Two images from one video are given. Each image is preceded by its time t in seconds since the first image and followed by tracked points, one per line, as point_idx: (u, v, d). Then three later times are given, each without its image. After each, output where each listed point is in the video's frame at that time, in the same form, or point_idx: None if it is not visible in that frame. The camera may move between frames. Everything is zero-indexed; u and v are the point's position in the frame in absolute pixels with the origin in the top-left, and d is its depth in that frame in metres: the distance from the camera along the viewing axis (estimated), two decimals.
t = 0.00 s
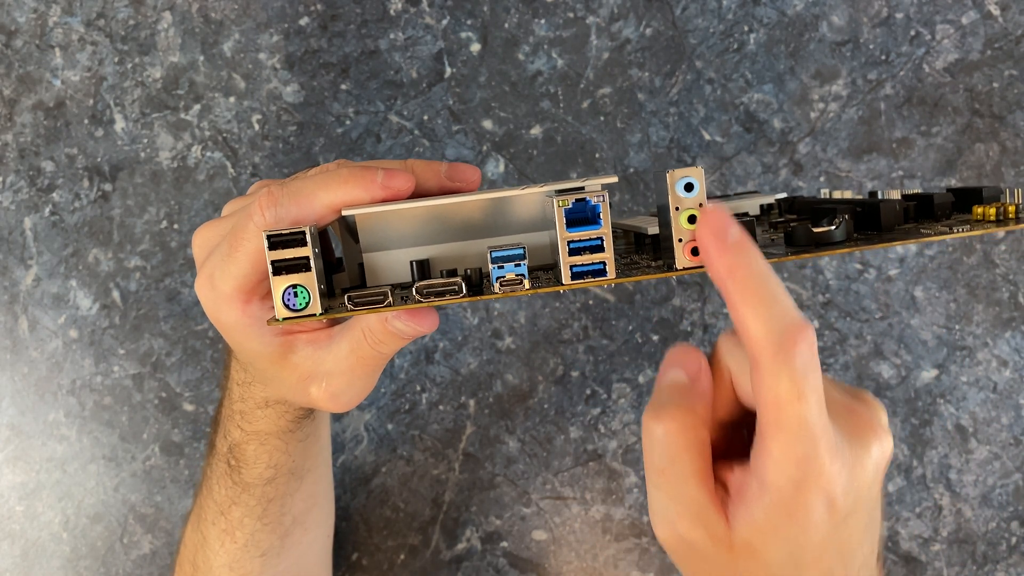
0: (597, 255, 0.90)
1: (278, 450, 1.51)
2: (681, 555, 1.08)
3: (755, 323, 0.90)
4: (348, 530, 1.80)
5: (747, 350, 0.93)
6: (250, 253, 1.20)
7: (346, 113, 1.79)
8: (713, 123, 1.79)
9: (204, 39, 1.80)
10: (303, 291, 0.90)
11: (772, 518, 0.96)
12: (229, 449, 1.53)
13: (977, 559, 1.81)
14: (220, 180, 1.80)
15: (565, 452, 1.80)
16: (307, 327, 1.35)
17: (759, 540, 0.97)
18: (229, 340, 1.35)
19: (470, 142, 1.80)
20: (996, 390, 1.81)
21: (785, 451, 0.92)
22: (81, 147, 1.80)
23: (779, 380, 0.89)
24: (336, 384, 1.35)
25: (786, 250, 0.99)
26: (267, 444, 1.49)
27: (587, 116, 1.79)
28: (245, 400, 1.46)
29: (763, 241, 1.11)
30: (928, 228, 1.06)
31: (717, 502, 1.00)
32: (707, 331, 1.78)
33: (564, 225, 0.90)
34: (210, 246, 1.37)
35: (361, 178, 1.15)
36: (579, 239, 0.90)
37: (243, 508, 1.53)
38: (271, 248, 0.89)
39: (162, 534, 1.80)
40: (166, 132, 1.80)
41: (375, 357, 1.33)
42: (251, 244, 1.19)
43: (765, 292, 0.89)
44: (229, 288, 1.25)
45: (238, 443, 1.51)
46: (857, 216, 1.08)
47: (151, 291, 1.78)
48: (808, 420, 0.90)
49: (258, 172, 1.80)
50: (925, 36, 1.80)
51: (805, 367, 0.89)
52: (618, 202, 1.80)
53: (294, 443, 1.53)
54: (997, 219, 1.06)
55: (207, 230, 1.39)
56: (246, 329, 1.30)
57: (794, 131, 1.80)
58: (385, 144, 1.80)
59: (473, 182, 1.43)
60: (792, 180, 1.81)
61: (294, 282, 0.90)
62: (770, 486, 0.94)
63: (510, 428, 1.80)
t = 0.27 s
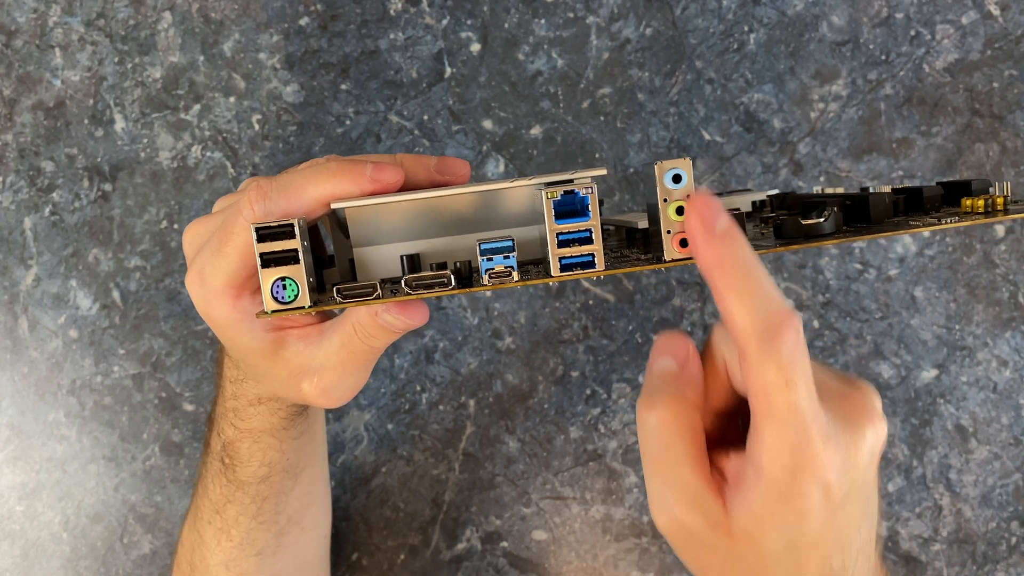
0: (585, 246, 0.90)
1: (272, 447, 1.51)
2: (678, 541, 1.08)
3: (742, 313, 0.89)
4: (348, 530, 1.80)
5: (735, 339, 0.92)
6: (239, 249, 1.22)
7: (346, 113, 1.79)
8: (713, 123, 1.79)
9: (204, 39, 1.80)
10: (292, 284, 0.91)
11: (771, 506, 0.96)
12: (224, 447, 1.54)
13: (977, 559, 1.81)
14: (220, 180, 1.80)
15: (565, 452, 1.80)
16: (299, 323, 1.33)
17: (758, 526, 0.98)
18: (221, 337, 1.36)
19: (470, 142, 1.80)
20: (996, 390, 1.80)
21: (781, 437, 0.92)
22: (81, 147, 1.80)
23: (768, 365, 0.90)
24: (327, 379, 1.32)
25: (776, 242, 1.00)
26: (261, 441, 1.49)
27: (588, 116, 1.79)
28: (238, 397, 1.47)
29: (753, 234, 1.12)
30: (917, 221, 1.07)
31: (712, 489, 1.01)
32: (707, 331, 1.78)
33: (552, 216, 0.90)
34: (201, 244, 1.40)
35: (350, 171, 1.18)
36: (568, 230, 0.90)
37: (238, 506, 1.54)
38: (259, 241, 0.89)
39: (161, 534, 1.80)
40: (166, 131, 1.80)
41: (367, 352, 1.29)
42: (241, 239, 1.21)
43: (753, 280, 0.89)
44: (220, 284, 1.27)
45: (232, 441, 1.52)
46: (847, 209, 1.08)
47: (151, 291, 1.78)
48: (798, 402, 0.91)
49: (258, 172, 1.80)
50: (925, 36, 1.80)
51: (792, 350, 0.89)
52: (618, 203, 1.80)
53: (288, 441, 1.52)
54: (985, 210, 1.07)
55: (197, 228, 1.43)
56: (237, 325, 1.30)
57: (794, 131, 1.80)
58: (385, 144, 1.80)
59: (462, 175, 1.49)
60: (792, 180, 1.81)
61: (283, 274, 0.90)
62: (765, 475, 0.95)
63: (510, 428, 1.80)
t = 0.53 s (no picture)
0: (589, 241, 0.90)
1: (275, 445, 1.50)
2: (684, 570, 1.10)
3: (753, 358, 0.94)
4: (348, 530, 1.80)
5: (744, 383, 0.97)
6: (244, 245, 1.22)
7: (346, 113, 1.79)
8: (713, 123, 1.79)
9: (204, 39, 1.80)
10: (298, 280, 0.91)
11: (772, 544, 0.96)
12: (227, 445, 1.53)
13: (977, 559, 1.81)
14: (220, 180, 1.80)
15: (565, 452, 1.80)
16: (303, 320, 1.33)
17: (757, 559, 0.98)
18: (225, 333, 1.35)
19: (470, 142, 1.80)
20: (996, 390, 1.80)
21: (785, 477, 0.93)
22: (81, 147, 1.80)
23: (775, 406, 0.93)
24: (331, 376, 1.32)
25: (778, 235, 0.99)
26: (264, 439, 1.48)
27: (588, 116, 1.80)
28: (241, 394, 1.46)
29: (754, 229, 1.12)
30: (918, 212, 1.07)
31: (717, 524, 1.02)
32: (707, 331, 1.78)
33: (556, 211, 0.90)
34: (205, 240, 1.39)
35: (354, 168, 1.18)
36: (572, 225, 0.90)
37: (241, 504, 1.53)
38: (265, 237, 0.89)
39: (161, 534, 1.80)
40: (166, 132, 1.80)
41: (372, 348, 1.29)
42: (246, 235, 1.21)
43: (760, 327, 0.95)
44: (224, 280, 1.26)
45: (235, 439, 1.51)
46: (848, 203, 1.08)
47: (151, 291, 1.78)
48: (803, 445, 0.92)
49: (258, 172, 1.80)
50: (925, 36, 1.80)
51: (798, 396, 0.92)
52: (618, 203, 1.80)
53: (291, 438, 1.52)
54: (986, 201, 1.06)
55: (202, 225, 1.43)
56: (241, 321, 1.30)
57: (794, 131, 1.80)
58: (385, 144, 1.80)
59: (465, 172, 1.46)
60: (792, 180, 1.81)
61: (289, 270, 0.90)
62: (767, 511, 0.95)
63: (510, 428, 1.80)
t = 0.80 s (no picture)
0: (582, 239, 0.90)
1: (271, 445, 1.50)
2: None
3: (905, 376, 0.78)
4: (348, 530, 1.80)
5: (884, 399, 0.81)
6: (237, 244, 1.21)
7: (346, 113, 1.79)
8: (713, 123, 1.79)
9: (204, 39, 1.80)
10: (289, 279, 0.90)
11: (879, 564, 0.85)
12: (224, 445, 1.54)
13: (978, 559, 1.81)
14: (221, 180, 1.80)
15: (565, 452, 1.80)
16: (297, 320, 1.33)
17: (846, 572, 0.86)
18: (220, 333, 1.36)
19: (470, 142, 1.80)
20: (996, 390, 1.80)
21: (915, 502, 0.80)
22: (81, 147, 1.80)
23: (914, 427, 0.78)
24: (325, 376, 1.32)
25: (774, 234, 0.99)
26: (260, 439, 1.48)
27: (588, 116, 1.80)
28: (237, 394, 1.47)
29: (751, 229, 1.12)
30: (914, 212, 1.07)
31: (811, 531, 0.87)
32: (707, 331, 1.78)
33: (548, 209, 0.90)
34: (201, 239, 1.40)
35: (347, 167, 1.19)
36: (564, 223, 0.90)
37: (238, 504, 1.53)
38: (256, 236, 0.89)
39: (161, 534, 1.80)
40: (166, 132, 1.80)
41: (366, 347, 1.28)
42: (239, 234, 1.21)
43: (916, 342, 0.78)
44: (218, 279, 1.26)
45: (232, 439, 1.51)
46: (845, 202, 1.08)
47: (151, 291, 1.78)
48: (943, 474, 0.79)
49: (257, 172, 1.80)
50: (925, 36, 1.80)
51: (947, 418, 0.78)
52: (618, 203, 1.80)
53: (288, 438, 1.52)
54: (983, 200, 1.06)
55: (197, 223, 1.43)
56: (236, 321, 1.30)
57: (794, 131, 1.80)
58: (385, 144, 1.79)
59: (458, 171, 1.51)
60: (792, 180, 1.81)
61: (280, 269, 0.90)
62: (878, 528, 0.82)
63: (510, 428, 1.80)
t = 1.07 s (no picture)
0: (585, 237, 0.90)
1: (272, 444, 1.50)
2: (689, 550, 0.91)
3: (741, 358, 0.79)
4: (348, 530, 1.80)
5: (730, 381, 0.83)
6: (239, 244, 1.21)
7: (346, 113, 1.79)
8: (713, 123, 1.79)
9: (204, 39, 1.80)
10: (294, 279, 0.91)
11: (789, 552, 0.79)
12: (225, 445, 1.54)
13: (978, 559, 1.81)
14: (221, 181, 1.80)
15: (565, 452, 1.80)
16: (299, 318, 1.33)
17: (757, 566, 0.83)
18: (222, 332, 1.36)
19: (470, 142, 1.80)
20: (996, 390, 1.80)
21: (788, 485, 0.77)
22: (81, 147, 1.80)
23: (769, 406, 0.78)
24: (328, 375, 1.32)
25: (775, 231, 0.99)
26: (262, 438, 1.49)
27: (588, 116, 1.80)
28: (238, 393, 1.47)
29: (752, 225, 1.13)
30: (915, 208, 1.07)
31: (721, 508, 0.85)
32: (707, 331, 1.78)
33: (551, 208, 0.90)
34: (201, 239, 1.40)
35: (350, 166, 1.18)
36: (568, 222, 0.90)
37: (239, 504, 1.53)
38: (261, 236, 0.89)
39: (161, 534, 1.80)
40: (166, 132, 1.80)
41: (369, 347, 1.29)
42: (241, 233, 1.20)
43: (750, 320, 0.80)
44: (219, 279, 1.26)
45: (233, 438, 1.51)
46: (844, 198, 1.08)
47: (151, 291, 1.78)
48: (815, 454, 0.76)
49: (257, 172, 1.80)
50: (925, 36, 1.80)
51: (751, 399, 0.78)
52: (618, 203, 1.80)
53: (289, 437, 1.52)
54: (982, 196, 1.06)
55: (199, 223, 1.43)
56: (238, 320, 1.30)
57: (794, 131, 1.80)
58: (385, 145, 1.79)
59: (460, 171, 1.49)
60: (792, 180, 1.81)
61: (285, 269, 0.90)
62: (765, 513, 0.79)
63: (510, 428, 1.80)
